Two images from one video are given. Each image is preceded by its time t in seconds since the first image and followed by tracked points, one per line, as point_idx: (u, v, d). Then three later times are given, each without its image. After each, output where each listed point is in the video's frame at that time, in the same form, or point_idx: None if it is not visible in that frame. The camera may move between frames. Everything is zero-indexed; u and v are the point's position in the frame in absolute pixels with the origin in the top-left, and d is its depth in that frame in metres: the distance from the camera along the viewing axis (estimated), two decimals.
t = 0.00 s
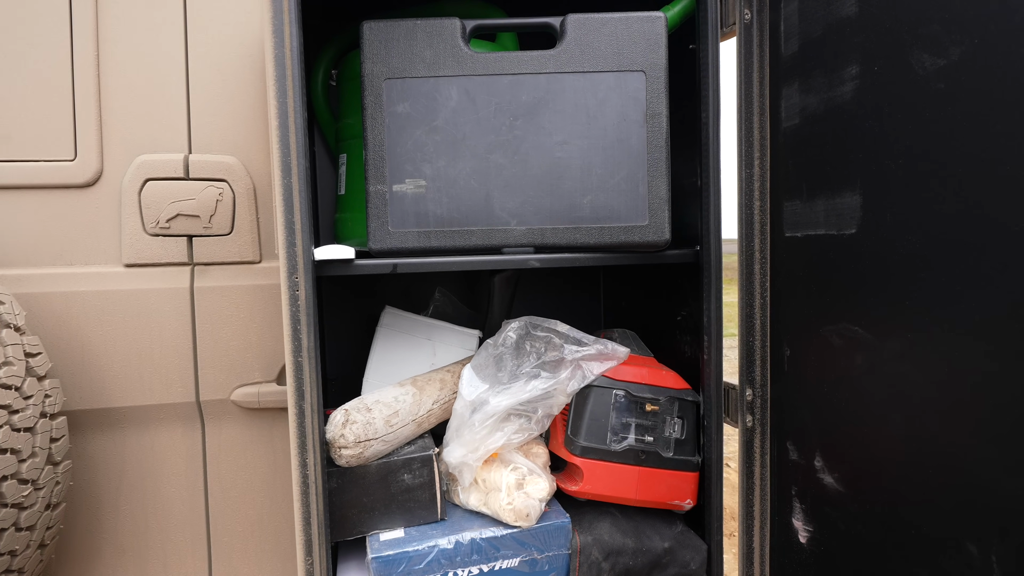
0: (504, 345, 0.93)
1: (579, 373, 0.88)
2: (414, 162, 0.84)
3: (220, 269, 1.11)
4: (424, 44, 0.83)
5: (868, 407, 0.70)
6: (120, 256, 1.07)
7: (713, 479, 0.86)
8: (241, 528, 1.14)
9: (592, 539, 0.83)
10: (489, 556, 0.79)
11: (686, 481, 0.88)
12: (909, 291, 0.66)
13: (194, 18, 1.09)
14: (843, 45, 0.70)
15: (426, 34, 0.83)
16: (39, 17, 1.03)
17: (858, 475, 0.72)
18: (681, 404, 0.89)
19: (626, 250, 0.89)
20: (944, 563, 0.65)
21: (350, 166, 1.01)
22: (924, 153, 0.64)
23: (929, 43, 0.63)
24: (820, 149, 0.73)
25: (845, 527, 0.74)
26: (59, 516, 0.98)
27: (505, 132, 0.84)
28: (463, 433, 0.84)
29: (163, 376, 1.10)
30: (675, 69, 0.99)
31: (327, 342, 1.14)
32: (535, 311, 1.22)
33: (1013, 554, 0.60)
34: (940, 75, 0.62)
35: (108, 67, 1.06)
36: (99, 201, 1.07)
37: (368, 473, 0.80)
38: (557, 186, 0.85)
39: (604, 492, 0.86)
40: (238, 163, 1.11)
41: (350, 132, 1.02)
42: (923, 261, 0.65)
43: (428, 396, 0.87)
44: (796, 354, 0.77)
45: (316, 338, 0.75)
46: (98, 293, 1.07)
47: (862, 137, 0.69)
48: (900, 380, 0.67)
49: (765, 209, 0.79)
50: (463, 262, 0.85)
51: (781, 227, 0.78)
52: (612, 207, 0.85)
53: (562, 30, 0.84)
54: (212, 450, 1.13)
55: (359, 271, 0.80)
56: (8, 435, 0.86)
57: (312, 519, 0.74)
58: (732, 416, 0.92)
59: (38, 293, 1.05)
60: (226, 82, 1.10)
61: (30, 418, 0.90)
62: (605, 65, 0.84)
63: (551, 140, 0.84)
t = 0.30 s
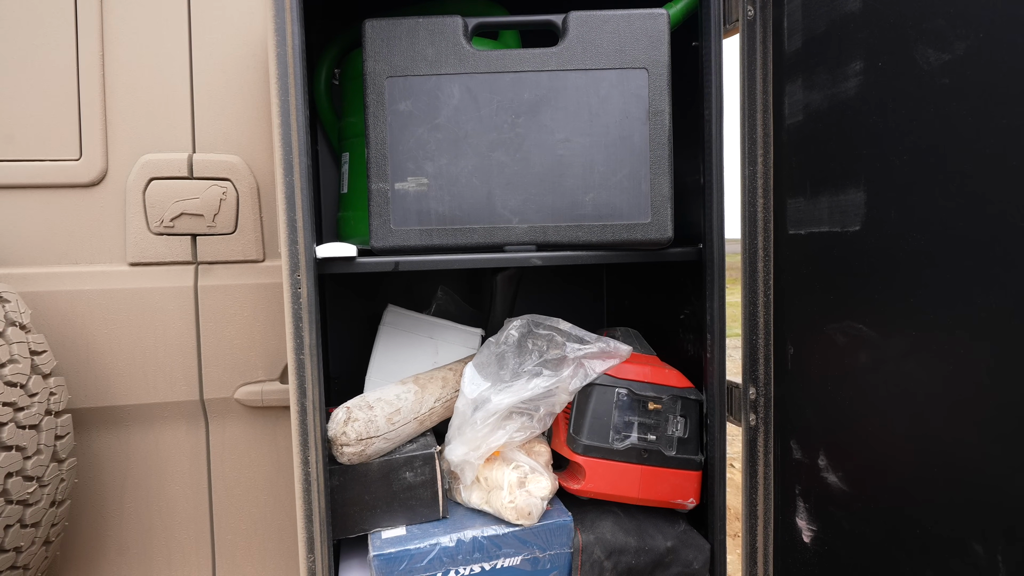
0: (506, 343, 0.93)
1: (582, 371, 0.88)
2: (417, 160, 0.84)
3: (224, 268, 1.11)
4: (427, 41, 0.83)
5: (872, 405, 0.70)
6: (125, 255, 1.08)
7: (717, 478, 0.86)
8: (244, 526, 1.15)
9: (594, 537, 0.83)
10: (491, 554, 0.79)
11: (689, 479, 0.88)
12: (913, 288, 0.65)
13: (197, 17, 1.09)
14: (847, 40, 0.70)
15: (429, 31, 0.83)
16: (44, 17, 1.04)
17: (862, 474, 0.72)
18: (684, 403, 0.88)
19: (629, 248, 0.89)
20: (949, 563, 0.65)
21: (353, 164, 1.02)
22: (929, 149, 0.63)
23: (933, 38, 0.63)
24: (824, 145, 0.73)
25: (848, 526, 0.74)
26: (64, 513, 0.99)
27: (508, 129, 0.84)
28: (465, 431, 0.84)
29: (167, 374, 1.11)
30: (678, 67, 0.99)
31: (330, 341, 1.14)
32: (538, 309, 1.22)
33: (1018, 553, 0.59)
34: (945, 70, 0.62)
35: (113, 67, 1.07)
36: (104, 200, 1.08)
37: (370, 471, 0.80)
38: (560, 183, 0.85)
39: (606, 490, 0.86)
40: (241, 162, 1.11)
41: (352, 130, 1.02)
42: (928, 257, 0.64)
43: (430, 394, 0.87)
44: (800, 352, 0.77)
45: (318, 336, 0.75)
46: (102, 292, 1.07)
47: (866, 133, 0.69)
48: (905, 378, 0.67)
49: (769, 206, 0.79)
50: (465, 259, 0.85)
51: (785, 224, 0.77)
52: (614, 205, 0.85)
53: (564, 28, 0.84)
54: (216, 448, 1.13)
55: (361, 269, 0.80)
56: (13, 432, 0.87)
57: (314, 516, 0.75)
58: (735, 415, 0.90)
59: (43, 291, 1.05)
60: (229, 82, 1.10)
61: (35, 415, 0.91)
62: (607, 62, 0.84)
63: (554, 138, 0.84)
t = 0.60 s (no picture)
0: (507, 339, 0.93)
1: (583, 367, 0.87)
2: (417, 155, 0.84)
3: (226, 265, 1.11)
4: (427, 37, 0.83)
5: (876, 401, 0.69)
6: (127, 252, 1.08)
7: (718, 475, 0.86)
8: (246, 523, 1.15)
9: (595, 534, 0.83)
10: (491, 550, 0.79)
11: (691, 476, 0.87)
12: (917, 282, 0.65)
13: (199, 15, 1.09)
14: (850, 32, 0.69)
15: (429, 26, 0.83)
16: (47, 16, 1.04)
17: (865, 471, 0.71)
18: (686, 399, 0.88)
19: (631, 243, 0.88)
20: (954, 559, 0.64)
21: (354, 161, 1.02)
22: (932, 141, 0.63)
23: (937, 29, 0.62)
24: (827, 139, 0.72)
25: (852, 523, 0.73)
26: (66, 509, 0.99)
27: (508, 125, 0.84)
28: (465, 427, 0.84)
29: (169, 372, 1.11)
30: (679, 62, 0.98)
31: (332, 339, 1.14)
32: (539, 307, 1.21)
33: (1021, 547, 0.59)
34: (949, 61, 0.61)
35: (115, 65, 1.07)
36: (107, 197, 1.08)
37: (370, 467, 0.79)
38: (560, 178, 0.84)
39: (607, 487, 0.85)
40: (243, 159, 1.11)
41: (353, 127, 1.02)
42: (932, 251, 0.63)
43: (430, 390, 0.87)
44: (803, 348, 0.75)
45: (317, 331, 0.75)
46: (105, 289, 1.08)
47: (869, 126, 0.68)
48: (908, 374, 0.66)
49: (771, 200, 0.77)
50: (465, 255, 0.85)
51: (787, 219, 0.76)
52: (615, 200, 0.85)
53: (565, 22, 0.84)
54: (218, 445, 1.14)
55: (362, 264, 0.80)
56: (16, 428, 0.87)
57: (314, 512, 0.74)
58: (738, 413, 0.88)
59: (46, 289, 1.06)
60: (231, 80, 1.11)
61: (38, 411, 0.91)
62: (608, 56, 0.84)
63: (554, 133, 0.84)
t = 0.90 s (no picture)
0: (508, 336, 0.93)
1: (584, 364, 0.87)
2: (418, 153, 0.84)
3: (229, 264, 1.12)
4: (428, 34, 0.83)
5: (879, 398, 0.69)
6: (131, 251, 1.09)
7: (722, 472, 0.85)
8: (250, 520, 1.15)
9: (597, 531, 0.83)
10: (493, 547, 0.79)
11: (693, 474, 0.87)
12: (920, 278, 0.64)
13: (202, 14, 1.10)
14: (852, 27, 0.69)
15: (430, 24, 0.83)
16: (51, 15, 1.05)
17: (868, 468, 0.71)
18: (688, 396, 0.88)
19: (633, 240, 0.88)
20: (957, 557, 0.64)
21: (356, 159, 1.02)
22: (934, 136, 0.63)
23: (939, 23, 0.62)
24: (829, 135, 0.72)
25: (854, 521, 0.73)
26: (71, 506, 1.00)
27: (509, 122, 0.84)
28: (467, 424, 0.83)
29: (173, 370, 1.11)
30: (681, 59, 0.98)
31: (334, 336, 1.14)
32: (542, 304, 1.21)
33: None
34: (951, 55, 0.61)
35: (118, 64, 1.08)
36: (111, 196, 1.09)
37: (372, 464, 0.79)
38: (561, 175, 0.84)
39: (609, 484, 0.86)
40: (246, 158, 1.12)
41: (355, 125, 1.02)
42: (935, 246, 0.63)
43: (432, 387, 0.87)
44: (805, 345, 0.75)
45: (319, 328, 0.75)
46: (109, 287, 1.08)
47: (871, 122, 0.68)
48: (911, 370, 0.66)
49: (773, 197, 0.77)
50: (466, 252, 0.84)
51: (790, 216, 0.76)
52: (616, 197, 0.85)
53: (566, 19, 0.84)
54: (221, 443, 1.14)
55: (363, 262, 0.81)
56: (20, 425, 0.88)
57: (316, 509, 0.74)
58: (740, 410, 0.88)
59: (51, 287, 1.06)
60: (233, 79, 1.11)
61: (42, 408, 0.92)
62: (609, 53, 0.83)
63: (555, 130, 0.84)
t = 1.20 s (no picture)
0: (510, 334, 0.93)
1: (585, 361, 0.87)
2: (419, 151, 0.84)
3: (232, 263, 1.12)
4: (428, 32, 0.83)
5: (881, 394, 0.68)
6: (135, 250, 1.09)
7: (723, 470, 0.85)
8: (253, 518, 1.16)
9: (598, 529, 0.83)
10: (494, 544, 0.79)
11: (695, 471, 0.87)
12: (922, 274, 0.64)
13: (204, 14, 1.10)
14: (853, 22, 0.69)
15: (430, 22, 0.83)
16: (56, 16, 1.05)
17: (870, 465, 0.70)
18: (690, 394, 0.87)
19: (634, 237, 0.88)
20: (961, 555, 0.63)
21: (358, 157, 1.02)
22: (936, 130, 0.62)
23: (941, 17, 0.61)
24: (831, 131, 0.71)
25: (857, 518, 0.72)
26: (75, 503, 1.00)
27: (510, 119, 0.84)
28: (468, 421, 0.84)
29: (176, 368, 1.12)
30: (682, 56, 0.98)
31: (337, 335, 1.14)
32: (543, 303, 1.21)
33: None
34: (954, 49, 0.60)
35: (122, 65, 1.09)
36: (115, 195, 1.09)
37: (373, 461, 0.79)
38: (562, 172, 0.84)
39: (611, 482, 0.86)
40: (248, 157, 1.12)
41: (356, 123, 1.02)
42: (937, 241, 0.62)
43: (433, 384, 0.87)
44: (807, 342, 0.75)
45: (320, 325, 0.75)
46: (113, 286, 1.09)
47: (873, 117, 0.67)
48: (914, 366, 0.65)
49: (775, 193, 0.77)
50: (467, 249, 0.84)
51: (791, 212, 0.76)
52: (617, 193, 0.84)
53: (566, 16, 0.84)
54: (224, 441, 1.14)
55: (364, 259, 0.80)
56: (25, 423, 0.88)
57: (317, 506, 0.75)
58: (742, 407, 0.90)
59: (55, 286, 1.07)
60: (236, 78, 1.11)
61: (46, 406, 0.92)
62: (609, 50, 0.83)
63: (556, 126, 0.84)
